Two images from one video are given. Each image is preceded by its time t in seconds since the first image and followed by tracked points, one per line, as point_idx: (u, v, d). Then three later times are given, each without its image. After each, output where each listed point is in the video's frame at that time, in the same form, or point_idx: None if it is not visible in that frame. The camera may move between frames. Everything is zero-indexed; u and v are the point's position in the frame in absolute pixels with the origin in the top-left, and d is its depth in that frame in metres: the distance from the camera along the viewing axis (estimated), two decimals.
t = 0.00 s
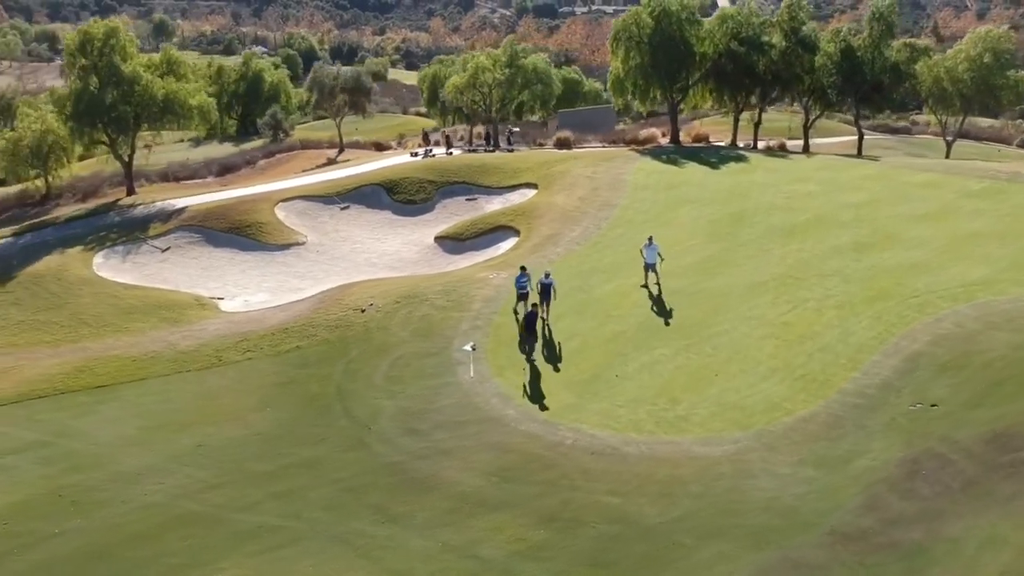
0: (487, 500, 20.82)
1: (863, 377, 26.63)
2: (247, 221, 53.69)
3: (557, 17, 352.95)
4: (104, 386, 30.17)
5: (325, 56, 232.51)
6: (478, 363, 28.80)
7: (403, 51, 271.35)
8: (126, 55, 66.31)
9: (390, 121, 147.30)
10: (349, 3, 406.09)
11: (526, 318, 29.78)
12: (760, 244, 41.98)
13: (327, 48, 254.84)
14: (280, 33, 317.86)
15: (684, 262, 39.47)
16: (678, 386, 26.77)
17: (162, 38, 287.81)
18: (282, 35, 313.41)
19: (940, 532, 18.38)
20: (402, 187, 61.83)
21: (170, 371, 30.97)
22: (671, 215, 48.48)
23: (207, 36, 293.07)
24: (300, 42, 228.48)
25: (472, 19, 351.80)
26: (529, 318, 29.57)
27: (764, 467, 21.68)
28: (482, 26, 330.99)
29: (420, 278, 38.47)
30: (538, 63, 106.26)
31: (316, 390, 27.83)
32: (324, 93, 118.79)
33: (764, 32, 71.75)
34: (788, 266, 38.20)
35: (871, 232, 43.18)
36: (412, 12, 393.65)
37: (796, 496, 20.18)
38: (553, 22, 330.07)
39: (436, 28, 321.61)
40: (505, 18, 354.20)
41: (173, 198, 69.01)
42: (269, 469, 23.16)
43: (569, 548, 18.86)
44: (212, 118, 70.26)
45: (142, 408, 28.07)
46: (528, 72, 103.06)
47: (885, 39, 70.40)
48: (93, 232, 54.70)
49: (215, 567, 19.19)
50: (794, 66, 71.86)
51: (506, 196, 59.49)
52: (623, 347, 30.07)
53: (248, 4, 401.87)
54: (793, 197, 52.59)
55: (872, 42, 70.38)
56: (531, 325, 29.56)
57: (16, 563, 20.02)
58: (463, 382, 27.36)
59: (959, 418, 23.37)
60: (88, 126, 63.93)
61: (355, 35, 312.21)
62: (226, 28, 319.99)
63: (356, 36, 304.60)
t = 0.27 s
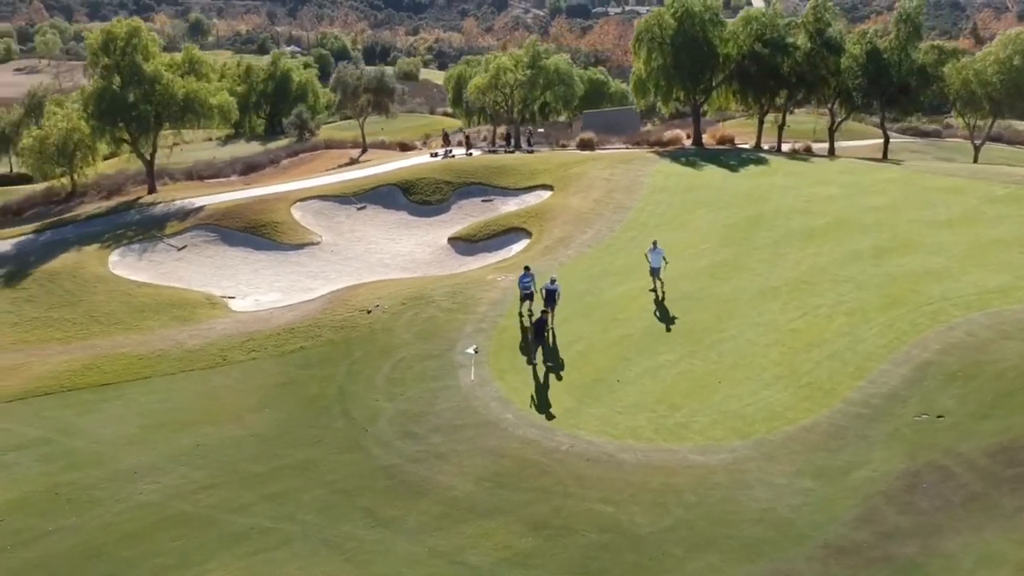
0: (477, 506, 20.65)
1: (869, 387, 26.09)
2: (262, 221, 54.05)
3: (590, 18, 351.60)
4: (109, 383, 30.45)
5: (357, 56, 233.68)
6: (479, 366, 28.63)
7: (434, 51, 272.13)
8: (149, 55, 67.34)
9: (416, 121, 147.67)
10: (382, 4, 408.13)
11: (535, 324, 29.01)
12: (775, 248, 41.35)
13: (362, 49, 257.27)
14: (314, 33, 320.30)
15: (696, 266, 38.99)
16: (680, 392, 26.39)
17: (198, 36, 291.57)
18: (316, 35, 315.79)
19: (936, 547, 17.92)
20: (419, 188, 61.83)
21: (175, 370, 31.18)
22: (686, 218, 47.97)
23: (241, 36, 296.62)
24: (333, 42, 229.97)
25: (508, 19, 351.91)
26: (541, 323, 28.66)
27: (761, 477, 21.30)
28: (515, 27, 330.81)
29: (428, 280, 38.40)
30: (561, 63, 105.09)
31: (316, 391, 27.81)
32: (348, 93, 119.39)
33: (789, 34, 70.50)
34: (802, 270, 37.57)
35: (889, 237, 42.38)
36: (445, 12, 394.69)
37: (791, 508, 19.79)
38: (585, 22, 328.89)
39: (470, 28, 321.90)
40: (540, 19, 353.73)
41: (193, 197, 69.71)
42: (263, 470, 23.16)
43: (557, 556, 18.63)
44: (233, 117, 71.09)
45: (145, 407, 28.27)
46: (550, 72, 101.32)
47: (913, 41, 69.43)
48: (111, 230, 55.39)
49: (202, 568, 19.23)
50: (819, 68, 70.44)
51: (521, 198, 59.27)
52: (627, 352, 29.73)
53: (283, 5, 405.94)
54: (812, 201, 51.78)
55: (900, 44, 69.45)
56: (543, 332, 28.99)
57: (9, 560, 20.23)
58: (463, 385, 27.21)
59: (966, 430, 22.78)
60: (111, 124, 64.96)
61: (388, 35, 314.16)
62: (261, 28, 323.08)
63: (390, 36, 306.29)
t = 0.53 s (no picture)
0: (450, 516, 20.37)
1: (856, 395, 25.67)
2: (258, 223, 53.97)
3: (604, 18, 351.41)
4: (93, 387, 30.32)
5: (370, 57, 234.14)
6: (462, 371, 28.35)
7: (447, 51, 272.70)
8: (149, 56, 67.40)
9: (424, 121, 147.82)
10: (395, 5, 409.18)
11: (528, 335, 27.94)
12: (769, 253, 40.92)
13: (374, 50, 258.21)
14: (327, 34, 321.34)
15: (689, 269, 38.58)
16: (664, 400, 26.03)
17: (213, 37, 293.64)
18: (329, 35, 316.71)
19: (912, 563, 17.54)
20: (417, 190, 61.61)
21: (160, 374, 31.04)
22: (682, 222, 47.56)
23: (257, 36, 298.64)
24: (346, 43, 230.60)
25: (522, 19, 352.22)
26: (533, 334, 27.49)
27: (739, 488, 20.94)
28: (530, 27, 330.77)
29: (418, 284, 38.15)
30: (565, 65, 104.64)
31: (298, 396, 27.57)
32: (352, 94, 119.59)
33: (793, 35, 69.95)
34: (795, 275, 37.15)
35: (886, 242, 41.86)
36: (459, 13, 395.09)
37: (768, 522, 19.43)
38: (598, 23, 328.52)
39: (483, 30, 322.04)
40: (553, 19, 354.11)
41: (193, 198, 69.75)
42: (238, 476, 22.95)
43: (527, 569, 18.33)
44: (232, 119, 71.37)
45: (126, 411, 28.11)
46: (553, 74, 101.50)
47: (919, 43, 68.93)
48: (108, 231, 55.40)
49: None
50: (825, 70, 69.51)
51: (519, 201, 58.99)
52: (613, 359, 29.38)
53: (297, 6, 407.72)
54: (812, 204, 51.25)
55: (905, 47, 69.14)
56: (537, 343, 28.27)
57: None
58: (445, 391, 26.91)
59: (951, 441, 22.37)
60: (110, 126, 65.11)
61: (403, 36, 315.50)
62: (276, 29, 324.38)
63: (403, 37, 307.38)
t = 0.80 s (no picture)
0: (421, 525, 20.11)
1: (841, 404, 25.30)
2: (252, 225, 53.85)
3: (616, 19, 350.70)
4: (76, 390, 30.13)
5: (381, 57, 234.39)
6: (444, 377, 28.08)
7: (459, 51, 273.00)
8: (147, 56, 67.63)
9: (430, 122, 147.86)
10: (407, 5, 409.78)
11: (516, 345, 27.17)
12: (762, 258, 40.53)
13: (385, 51, 258.71)
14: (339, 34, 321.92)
15: (680, 273, 38.21)
16: (645, 407, 25.71)
17: (225, 37, 295.17)
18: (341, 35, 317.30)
19: None
20: (413, 193, 61.34)
21: (142, 377, 30.85)
22: (677, 225, 47.22)
23: (269, 36, 299.30)
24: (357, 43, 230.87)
25: (534, 19, 352.06)
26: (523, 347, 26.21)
27: (716, 499, 20.62)
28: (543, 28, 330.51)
29: (407, 287, 37.92)
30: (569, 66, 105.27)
31: (277, 401, 27.33)
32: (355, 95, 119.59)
33: (796, 38, 69.23)
34: (787, 280, 36.74)
35: (881, 247, 41.41)
36: (471, 14, 395.34)
37: (742, 535, 19.11)
38: (610, 24, 328.04)
39: (495, 31, 321.93)
40: (564, 19, 353.69)
41: (190, 199, 69.74)
42: (211, 483, 22.71)
43: None
44: (230, 120, 71.59)
45: (105, 415, 27.91)
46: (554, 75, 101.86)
47: (924, 45, 67.59)
48: (103, 232, 55.38)
49: None
50: (829, 72, 69.26)
51: (515, 203, 58.72)
52: (597, 365, 29.06)
53: (309, 6, 408.74)
54: (809, 208, 50.82)
55: (909, 49, 67.60)
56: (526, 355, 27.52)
57: None
58: (425, 398, 26.64)
59: (934, 452, 21.99)
60: (107, 126, 65.27)
61: (416, 36, 316.32)
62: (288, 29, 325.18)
63: (414, 37, 307.92)
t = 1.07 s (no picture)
0: (399, 532, 19.82)
1: (833, 413, 24.80)
2: (255, 225, 53.88)
3: (638, 19, 349.24)
4: (67, 390, 30.07)
5: (400, 57, 234.72)
6: (432, 381, 27.83)
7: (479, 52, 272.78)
8: (154, 56, 68.02)
9: (443, 122, 147.87)
10: (427, 5, 410.52)
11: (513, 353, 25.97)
12: (764, 261, 39.97)
13: (405, 51, 259.12)
14: (359, 33, 322.86)
15: (679, 276, 37.72)
16: (634, 414, 25.32)
17: (248, 36, 297.21)
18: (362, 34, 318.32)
19: None
20: (417, 193, 61.14)
21: (133, 378, 30.76)
22: (680, 228, 46.72)
23: (291, 36, 300.62)
24: (377, 42, 231.36)
25: (554, 19, 351.11)
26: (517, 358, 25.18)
27: (699, 509, 20.21)
28: (563, 27, 330.03)
29: (403, 289, 37.70)
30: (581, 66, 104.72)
31: (264, 404, 27.15)
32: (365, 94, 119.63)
33: (808, 38, 68.51)
34: (787, 284, 36.18)
35: (885, 252, 40.76)
36: (491, 13, 395.54)
37: (723, 547, 18.74)
38: (630, 24, 326.89)
39: (516, 29, 321.69)
40: (585, 19, 352.81)
41: (196, 199, 69.94)
42: (192, 486, 22.52)
43: None
44: (236, 119, 71.81)
45: (94, 415, 27.81)
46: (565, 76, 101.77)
47: (938, 45, 66.84)
48: (106, 231, 55.53)
49: None
50: (841, 74, 68.32)
51: (518, 205, 58.39)
52: (588, 370, 28.72)
53: (329, 5, 410.47)
54: (815, 210, 50.15)
55: (923, 49, 67.06)
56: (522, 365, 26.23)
57: None
58: (412, 403, 26.38)
59: (925, 464, 21.47)
60: (114, 125, 65.66)
61: (436, 35, 316.60)
62: (309, 28, 326.58)
63: (435, 37, 308.20)
